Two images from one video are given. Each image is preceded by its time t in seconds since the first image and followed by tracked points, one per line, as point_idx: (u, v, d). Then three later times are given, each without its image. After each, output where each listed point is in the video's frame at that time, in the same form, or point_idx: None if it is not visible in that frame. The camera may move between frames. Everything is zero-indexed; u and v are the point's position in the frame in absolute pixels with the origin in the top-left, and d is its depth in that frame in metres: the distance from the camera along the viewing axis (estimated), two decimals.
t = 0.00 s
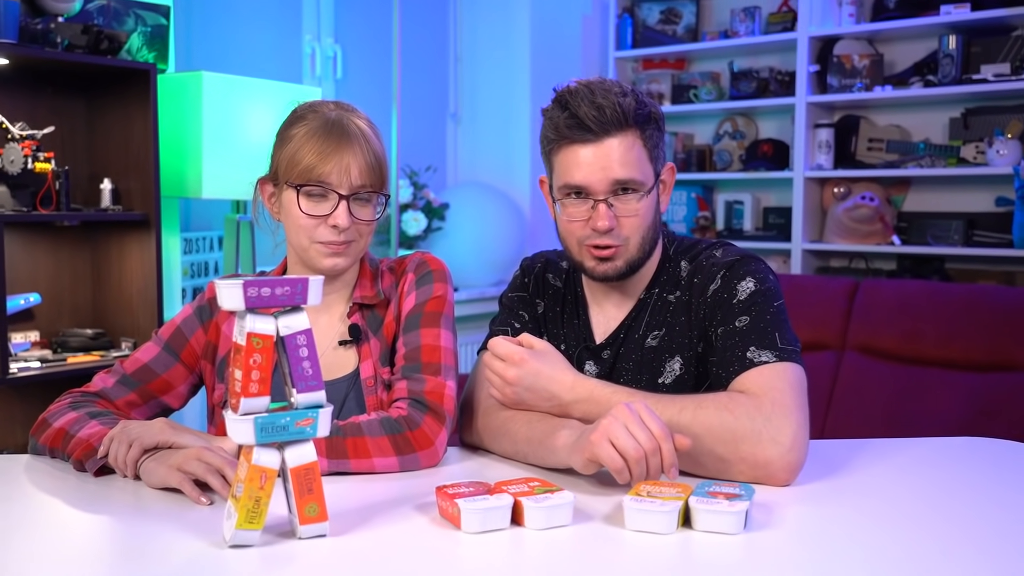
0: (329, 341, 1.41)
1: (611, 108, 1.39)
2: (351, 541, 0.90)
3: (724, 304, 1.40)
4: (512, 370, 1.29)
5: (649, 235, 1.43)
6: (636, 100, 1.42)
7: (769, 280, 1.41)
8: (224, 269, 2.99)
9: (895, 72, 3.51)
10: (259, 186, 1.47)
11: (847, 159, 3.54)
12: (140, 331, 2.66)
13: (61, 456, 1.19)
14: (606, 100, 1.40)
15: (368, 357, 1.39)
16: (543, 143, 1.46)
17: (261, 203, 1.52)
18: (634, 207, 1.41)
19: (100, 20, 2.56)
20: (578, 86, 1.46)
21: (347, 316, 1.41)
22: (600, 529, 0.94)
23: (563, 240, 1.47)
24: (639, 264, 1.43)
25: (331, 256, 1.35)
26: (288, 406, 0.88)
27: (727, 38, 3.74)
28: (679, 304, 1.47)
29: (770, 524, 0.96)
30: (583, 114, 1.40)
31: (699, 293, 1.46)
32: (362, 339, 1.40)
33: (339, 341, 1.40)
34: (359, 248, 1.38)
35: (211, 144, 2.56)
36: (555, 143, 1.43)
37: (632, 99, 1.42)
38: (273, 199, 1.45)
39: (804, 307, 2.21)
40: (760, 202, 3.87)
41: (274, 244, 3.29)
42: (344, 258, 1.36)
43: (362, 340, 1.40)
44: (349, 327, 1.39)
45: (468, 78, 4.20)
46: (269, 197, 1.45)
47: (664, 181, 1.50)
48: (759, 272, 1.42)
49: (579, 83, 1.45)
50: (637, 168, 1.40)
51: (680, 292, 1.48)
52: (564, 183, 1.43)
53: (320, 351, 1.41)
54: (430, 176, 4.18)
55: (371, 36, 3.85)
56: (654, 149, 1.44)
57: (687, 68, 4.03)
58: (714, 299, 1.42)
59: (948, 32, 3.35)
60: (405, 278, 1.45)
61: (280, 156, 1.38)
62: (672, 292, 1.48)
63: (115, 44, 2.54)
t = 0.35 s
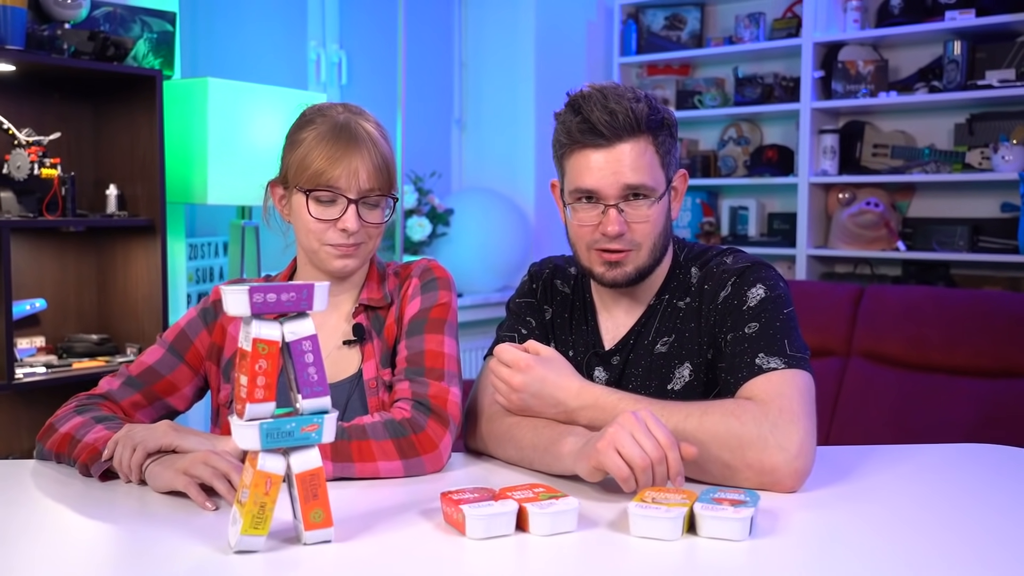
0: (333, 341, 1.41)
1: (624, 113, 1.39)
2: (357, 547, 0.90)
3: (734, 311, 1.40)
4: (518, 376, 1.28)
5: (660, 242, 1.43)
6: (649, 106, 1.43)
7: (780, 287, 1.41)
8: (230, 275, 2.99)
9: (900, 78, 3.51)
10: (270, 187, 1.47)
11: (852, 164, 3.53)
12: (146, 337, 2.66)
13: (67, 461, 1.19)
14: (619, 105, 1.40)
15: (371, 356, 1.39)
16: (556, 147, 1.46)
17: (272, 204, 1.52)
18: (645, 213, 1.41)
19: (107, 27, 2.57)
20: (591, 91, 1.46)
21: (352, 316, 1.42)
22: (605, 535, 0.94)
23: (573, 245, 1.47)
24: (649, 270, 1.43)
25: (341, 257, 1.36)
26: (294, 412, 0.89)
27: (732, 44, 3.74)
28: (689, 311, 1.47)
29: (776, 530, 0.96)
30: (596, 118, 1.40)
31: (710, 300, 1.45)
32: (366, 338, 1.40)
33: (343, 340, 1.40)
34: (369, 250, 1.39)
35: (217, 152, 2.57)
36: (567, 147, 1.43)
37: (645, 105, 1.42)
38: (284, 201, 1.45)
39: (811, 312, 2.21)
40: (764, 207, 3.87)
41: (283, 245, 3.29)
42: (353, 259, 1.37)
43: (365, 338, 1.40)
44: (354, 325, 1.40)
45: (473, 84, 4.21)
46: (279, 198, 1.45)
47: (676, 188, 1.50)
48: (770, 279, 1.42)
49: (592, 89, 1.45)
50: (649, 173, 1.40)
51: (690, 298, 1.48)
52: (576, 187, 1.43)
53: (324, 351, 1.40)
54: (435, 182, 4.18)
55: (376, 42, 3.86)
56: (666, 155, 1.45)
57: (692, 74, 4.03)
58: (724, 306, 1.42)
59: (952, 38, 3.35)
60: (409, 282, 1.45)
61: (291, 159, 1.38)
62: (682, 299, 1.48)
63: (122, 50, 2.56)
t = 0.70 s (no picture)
0: (333, 339, 1.41)
1: (669, 117, 1.39)
2: (362, 553, 0.90)
3: (739, 318, 1.40)
4: (524, 381, 1.29)
5: (679, 250, 1.44)
6: (692, 115, 1.43)
7: (784, 294, 1.41)
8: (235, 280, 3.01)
9: (906, 83, 3.51)
10: (269, 189, 1.47)
11: (858, 169, 3.53)
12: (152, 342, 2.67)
13: (104, 447, 1.17)
14: (664, 110, 1.40)
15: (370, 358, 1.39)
16: (591, 140, 1.45)
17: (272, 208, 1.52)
18: (672, 219, 1.41)
19: (114, 33, 2.60)
20: (635, 90, 1.46)
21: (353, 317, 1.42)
22: (610, 541, 0.94)
23: (593, 242, 1.46)
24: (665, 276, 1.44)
25: (338, 253, 1.36)
26: (300, 418, 0.88)
27: (737, 49, 3.74)
28: (693, 316, 1.47)
29: (783, 537, 0.95)
30: (641, 119, 1.39)
31: (714, 306, 1.45)
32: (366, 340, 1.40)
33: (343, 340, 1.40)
34: (366, 247, 1.38)
35: (222, 157, 2.57)
36: (604, 142, 1.42)
37: (689, 113, 1.42)
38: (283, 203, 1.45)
39: (816, 317, 2.20)
40: (770, 213, 3.87)
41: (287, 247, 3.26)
42: (351, 254, 1.37)
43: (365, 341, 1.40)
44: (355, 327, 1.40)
45: (478, 90, 4.21)
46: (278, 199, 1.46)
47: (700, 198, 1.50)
48: (775, 286, 1.42)
49: (637, 89, 1.45)
50: (683, 180, 1.41)
51: (695, 304, 1.48)
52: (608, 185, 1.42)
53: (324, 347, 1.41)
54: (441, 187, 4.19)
55: (382, 48, 3.86)
56: (699, 164, 1.45)
57: (697, 80, 4.04)
58: (729, 312, 1.42)
59: (959, 43, 3.34)
60: (415, 288, 1.45)
61: (287, 159, 1.38)
62: (688, 305, 1.48)
63: (128, 56, 2.54)
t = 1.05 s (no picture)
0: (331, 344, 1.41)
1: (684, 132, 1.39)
2: (363, 561, 0.89)
3: (746, 326, 1.40)
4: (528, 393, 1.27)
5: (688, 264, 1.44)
6: (706, 130, 1.43)
7: (792, 302, 1.41)
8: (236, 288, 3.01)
9: (906, 91, 3.51)
10: (253, 202, 1.48)
11: (858, 177, 3.53)
12: (152, 350, 2.66)
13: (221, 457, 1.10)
14: (678, 124, 1.40)
15: (371, 361, 1.40)
16: (604, 151, 1.45)
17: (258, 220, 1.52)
18: (682, 233, 1.41)
19: (115, 41, 2.59)
20: (649, 102, 1.46)
21: (350, 323, 1.42)
22: (611, 550, 0.94)
23: (601, 250, 1.47)
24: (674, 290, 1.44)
25: (325, 256, 1.35)
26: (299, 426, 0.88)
27: (738, 57, 3.75)
28: (701, 324, 1.47)
29: (783, 545, 0.95)
30: (655, 133, 1.39)
31: (722, 314, 1.45)
32: (364, 345, 1.41)
33: (341, 345, 1.40)
34: (352, 250, 1.38)
35: (222, 164, 2.57)
36: (617, 155, 1.42)
37: (703, 128, 1.42)
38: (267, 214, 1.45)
39: (817, 325, 2.20)
40: (770, 221, 3.87)
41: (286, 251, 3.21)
42: (338, 257, 1.36)
43: (364, 345, 1.41)
44: (354, 332, 1.40)
45: (479, 98, 4.22)
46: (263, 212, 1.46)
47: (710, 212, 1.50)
48: (782, 294, 1.43)
49: (652, 102, 1.45)
50: (695, 195, 1.41)
51: (703, 312, 1.47)
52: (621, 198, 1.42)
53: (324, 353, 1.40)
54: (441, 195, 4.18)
55: (382, 56, 3.87)
56: (711, 178, 1.45)
57: (697, 88, 4.04)
58: (736, 320, 1.42)
59: (958, 51, 3.35)
60: (410, 293, 1.48)
61: (269, 167, 1.39)
62: (695, 313, 1.48)
63: (129, 64, 2.56)
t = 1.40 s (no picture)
0: (334, 352, 1.40)
1: (679, 130, 1.39)
2: (362, 567, 0.89)
3: (750, 331, 1.40)
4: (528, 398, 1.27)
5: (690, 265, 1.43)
6: (703, 129, 1.43)
7: (796, 309, 1.41)
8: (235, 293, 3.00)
9: (905, 96, 3.52)
10: (259, 206, 1.47)
11: (858, 183, 3.54)
12: (151, 355, 2.66)
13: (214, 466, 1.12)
14: (673, 123, 1.41)
15: (375, 369, 1.40)
16: (603, 155, 1.46)
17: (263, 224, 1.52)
18: (683, 233, 1.41)
19: (115, 47, 2.62)
20: (645, 103, 1.46)
21: (353, 331, 1.42)
22: (612, 556, 0.93)
23: (603, 255, 1.46)
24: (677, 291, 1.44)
25: (331, 263, 1.36)
26: (300, 432, 0.88)
27: (737, 62, 3.75)
28: (707, 330, 1.46)
29: (784, 552, 0.95)
30: (651, 133, 1.40)
31: (727, 320, 1.45)
32: (368, 353, 1.40)
33: (345, 353, 1.40)
34: (358, 257, 1.38)
35: (222, 170, 2.58)
36: (615, 157, 1.43)
37: (699, 125, 1.43)
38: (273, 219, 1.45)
39: (817, 330, 2.20)
40: (770, 226, 3.87)
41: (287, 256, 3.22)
42: (343, 265, 1.36)
43: (368, 353, 1.40)
44: (357, 340, 1.40)
45: (479, 103, 4.22)
46: (269, 216, 1.45)
47: (712, 213, 1.49)
48: (787, 300, 1.43)
49: (647, 103, 1.46)
50: (694, 194, 1.41)
51: (708, 318, 1.47)
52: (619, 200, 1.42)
53: (326, 360, 1.40)
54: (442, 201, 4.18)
55: (383, 61, 3.87)
56: (711, 177, 1.45)
57: (697, 93, 4.05)
58: (741, 326, 1.42)
59: (958, 56, 3.35)
60: (413, 300, 1.48)
61: (275, 173, 1.39)
62: (700, 318, 1.47)
63: (130, 70, 2.54)
